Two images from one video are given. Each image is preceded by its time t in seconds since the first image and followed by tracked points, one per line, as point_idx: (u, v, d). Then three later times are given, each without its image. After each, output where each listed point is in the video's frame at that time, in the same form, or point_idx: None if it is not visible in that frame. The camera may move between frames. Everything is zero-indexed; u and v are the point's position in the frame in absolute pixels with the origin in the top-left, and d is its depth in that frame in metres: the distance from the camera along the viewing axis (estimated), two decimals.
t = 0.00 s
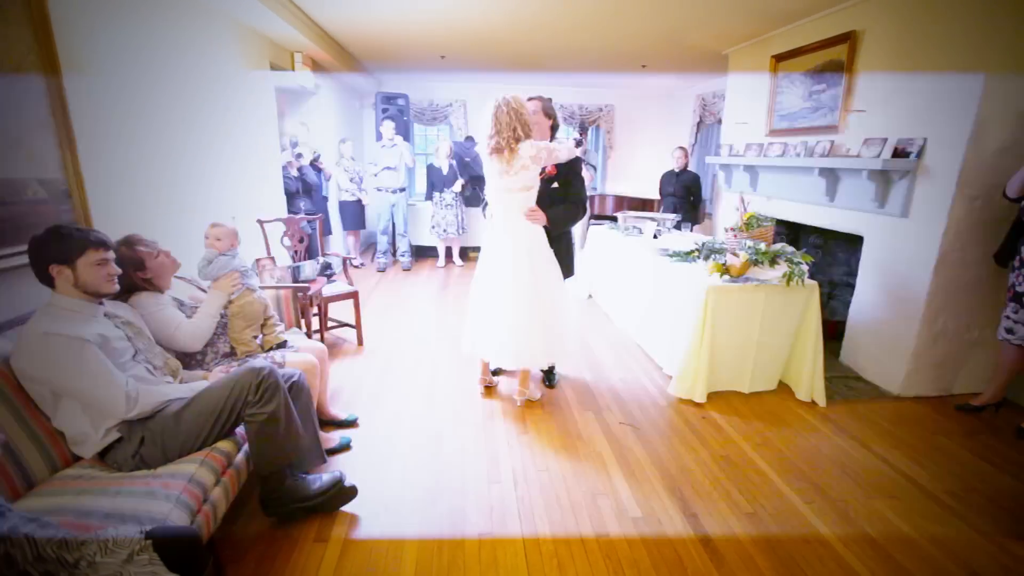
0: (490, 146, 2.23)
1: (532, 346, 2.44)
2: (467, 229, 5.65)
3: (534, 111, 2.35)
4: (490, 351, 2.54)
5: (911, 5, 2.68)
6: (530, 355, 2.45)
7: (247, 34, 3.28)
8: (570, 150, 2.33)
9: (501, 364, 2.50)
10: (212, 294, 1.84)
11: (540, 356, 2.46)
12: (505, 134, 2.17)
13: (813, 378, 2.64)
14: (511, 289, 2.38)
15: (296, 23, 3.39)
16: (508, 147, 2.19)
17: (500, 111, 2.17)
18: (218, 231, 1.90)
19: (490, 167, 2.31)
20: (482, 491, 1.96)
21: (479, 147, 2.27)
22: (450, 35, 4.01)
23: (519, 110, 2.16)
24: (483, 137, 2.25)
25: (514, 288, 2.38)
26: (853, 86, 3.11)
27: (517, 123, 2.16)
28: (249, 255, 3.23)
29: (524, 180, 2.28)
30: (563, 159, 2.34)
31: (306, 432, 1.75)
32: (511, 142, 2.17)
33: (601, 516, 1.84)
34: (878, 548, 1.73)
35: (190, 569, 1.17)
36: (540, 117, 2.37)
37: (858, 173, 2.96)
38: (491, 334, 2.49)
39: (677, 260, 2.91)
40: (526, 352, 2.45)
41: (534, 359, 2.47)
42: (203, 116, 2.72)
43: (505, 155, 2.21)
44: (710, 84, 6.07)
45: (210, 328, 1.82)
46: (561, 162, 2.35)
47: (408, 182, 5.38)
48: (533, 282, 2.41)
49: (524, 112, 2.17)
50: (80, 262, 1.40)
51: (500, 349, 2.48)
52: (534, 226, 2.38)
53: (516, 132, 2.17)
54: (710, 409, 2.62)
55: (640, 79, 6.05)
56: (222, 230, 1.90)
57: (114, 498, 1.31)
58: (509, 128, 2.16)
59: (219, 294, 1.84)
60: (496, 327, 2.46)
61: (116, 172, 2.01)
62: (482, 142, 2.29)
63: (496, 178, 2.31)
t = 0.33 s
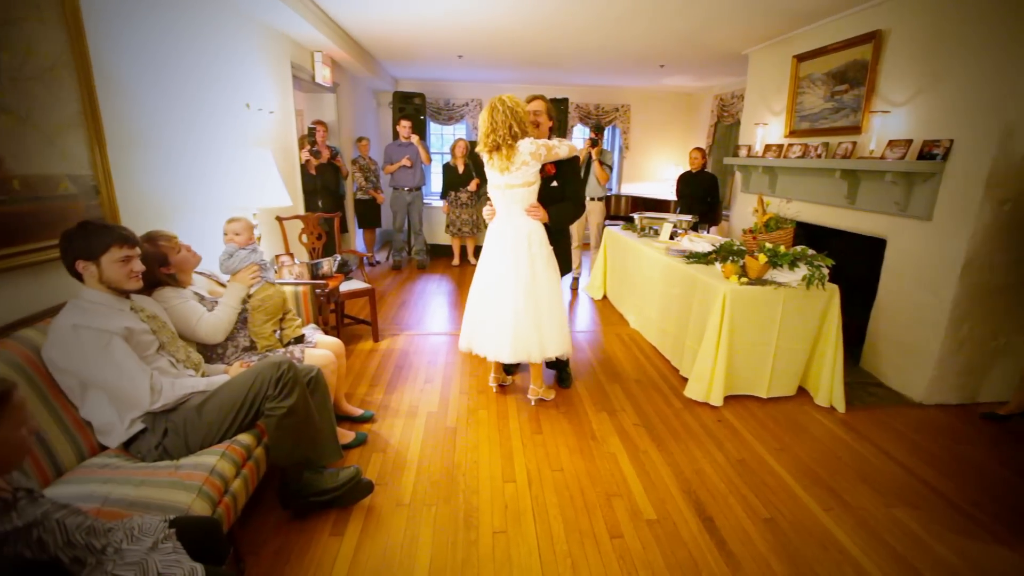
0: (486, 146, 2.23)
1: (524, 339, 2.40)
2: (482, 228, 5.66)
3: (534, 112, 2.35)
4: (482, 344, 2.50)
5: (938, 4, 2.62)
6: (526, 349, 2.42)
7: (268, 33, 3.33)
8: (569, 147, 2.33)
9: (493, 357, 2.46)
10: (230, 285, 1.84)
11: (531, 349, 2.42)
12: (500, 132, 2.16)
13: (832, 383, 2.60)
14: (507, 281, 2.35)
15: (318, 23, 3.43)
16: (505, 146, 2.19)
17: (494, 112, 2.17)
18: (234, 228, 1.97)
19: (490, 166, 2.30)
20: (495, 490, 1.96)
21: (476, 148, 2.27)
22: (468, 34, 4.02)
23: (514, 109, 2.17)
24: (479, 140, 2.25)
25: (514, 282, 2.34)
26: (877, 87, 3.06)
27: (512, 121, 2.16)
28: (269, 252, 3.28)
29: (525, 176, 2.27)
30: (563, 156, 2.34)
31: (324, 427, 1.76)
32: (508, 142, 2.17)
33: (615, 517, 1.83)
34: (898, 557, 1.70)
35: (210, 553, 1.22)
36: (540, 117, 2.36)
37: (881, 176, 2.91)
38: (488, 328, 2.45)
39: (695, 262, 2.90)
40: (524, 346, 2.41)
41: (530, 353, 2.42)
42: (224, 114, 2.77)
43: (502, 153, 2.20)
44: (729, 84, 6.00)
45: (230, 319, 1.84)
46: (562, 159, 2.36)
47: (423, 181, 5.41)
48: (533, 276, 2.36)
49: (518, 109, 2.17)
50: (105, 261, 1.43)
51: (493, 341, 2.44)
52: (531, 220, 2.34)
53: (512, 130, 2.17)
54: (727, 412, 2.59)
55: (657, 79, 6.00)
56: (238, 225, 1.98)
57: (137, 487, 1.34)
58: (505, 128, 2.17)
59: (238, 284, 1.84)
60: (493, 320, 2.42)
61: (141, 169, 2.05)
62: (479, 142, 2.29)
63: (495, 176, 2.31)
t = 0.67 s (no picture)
0: (495, 145, 2.24)
1: (532, 332, 2.40)
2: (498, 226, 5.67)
3: (548, 118, 2.28)
4: (486, 336, 2.49)
5: None
6: (535, 340, 2.41)
7: (291, 32, 3.37)
8: (582, 143, 2.33)
9: (498, 349, 2.46)
10: (255, 276, 1.89)
11: (537, 343, 2.41)
12: (507, 131, 2.17)
13: (854, 388, 2.55)
14: (518, 275, 2.36)
15: (339, 21, 3.46)
16: (514, 144, 2.19)
17: (503, 112, 2.17)
18: (262, 219, 1.98)
19: (501, 163, 2.30)
20: (511, 488, 1.96)
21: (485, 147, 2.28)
22: (487, 33, 4.03)
23: (523, 109, 2.16)
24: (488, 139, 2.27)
25: (526, 275, 2.34)
26: (904, 85, 2.99)
27: (520, 120, 2.15)
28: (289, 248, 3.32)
29: (538, 172, 2.26)
30: (575, 152, 2.34)
31: (343, 421, 1.78)
32: (515, 140, 2.17)
33: (631, 518, 1.82)
34: (923, 566, 1.66)
35: (233, 542, 1.24)
36: (556, 123, 2.30)
37: (908, 176, 2.85)
38: (497, 321, 2.44)
39: (713, 262, 2.88)
40: (532, 339, 2.41)
41: (538, 344, 2.42)
42: (248, 112, 2.81)
43: (511, 150, 2.20)
44: (750, 82, 5.92)
45: (254, 310, 1.87)
46: (575, 155, 2.37)
47: (440, 179, 5.43)
48: (544, 270, 2.36)
49: (526, 109, 2.17)
50: (133, 254, 1.46)
51: (502, 334, 2.43)
52: (542, 214, 2.34)
53: (520, 129, 2.16)
54: (745, 414, 2.56)
55: (676, 78, 5.95)
56: (266, 218, 1.99)
57: (164, 476, 1.37)
58: (513, 127, 2.16)
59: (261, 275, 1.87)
60: (502, 313, 2.42)
61: (167, 165, 2.09)
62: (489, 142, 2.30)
63: (507, 174, 2.31)
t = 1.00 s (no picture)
0: (513, 138, 2.24)
1: (554, 331, 2.40)
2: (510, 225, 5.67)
3: (564, 118, 2.25)
4: (506, 336, 2.49)
5: None
6: (558, 339, 2.41)
7: (307, 32, 3.40)
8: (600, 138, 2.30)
9: (519, 348, 2.46)
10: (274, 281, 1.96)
11: (559, 342, 2.41)
12: (529, 124, 2.16)
13: (873, 390, 2.51)
14: (538, 274, 2.35)
15: (355, 21, 3.48)
16: (535, 138, 2.18)
17: (526, 105, 2.18)
18: (279, 224, 2.04)
19: (522, 160, 2.29)
20: (525, 487, 1.97)
21: (505, 141, 2.28)
22: (501, 32, 4.02)
23: (545, 104, 2.17)
24: (507, 129, 2.26)
25: (547, 274, 2.34)
26: (927, 83, 2.93)
27: (542, 115, 2.15)
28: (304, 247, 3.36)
29: (560, 171, 2.26)
30: (592, 148, 2.30)
31: (359, 419, 1.79)
32: (537, 134, 2.17)
33: (646, 519, 1.81)
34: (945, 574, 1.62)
35: (251, 537, 1.26)
36: (569, 125, 2.27)
37: (931, 175, 2.79)
38: (518, 321, 2.43)
39: (729, 262, 2.85)
40: (555, 337, 2.40)
41: (561, 343, 2.42)
42: (265, 111, 2.83)
43: (533, 146, 2.20)
44: (766, 80, 5.85)
45: (269, 315, 1.89)
46: (589, 151, 2.32)
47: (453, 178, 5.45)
48: (564, 270, 2.36)
49: (548, 104, 2.18)
50: (156, 253, 1.48)
51: (524, 333, 2.42)
52: (560, 215, 2.34)
53: (542, 122, 2.17)
54: (760, 416, 2.53)
55: (691, 76, 5.90)
56: (283, 222, 2.04)
57: (184, 471, 1.39)
58: (535, 120, 2.16)
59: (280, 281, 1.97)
60: (524, 313, 2.41)
61: (187, 164, 2.12)
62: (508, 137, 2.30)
63: (528, 171, 2.30)
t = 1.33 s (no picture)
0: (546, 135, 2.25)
1: (577, 334, 2.42)
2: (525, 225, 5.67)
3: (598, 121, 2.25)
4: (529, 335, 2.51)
5: None
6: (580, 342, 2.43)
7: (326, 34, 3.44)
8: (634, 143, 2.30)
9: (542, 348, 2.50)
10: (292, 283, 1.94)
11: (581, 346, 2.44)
12: (562, 123, 2.18)
13: (896, 396, 2.45)
14: (564, 278, 2.35)
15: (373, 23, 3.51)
16: (566, 138, 2.20)
17: (561, 104, 2.19)
18: (300, 224, 2.05)
19: (552, 161, 2.31)
20: (540, 488, 1.96)
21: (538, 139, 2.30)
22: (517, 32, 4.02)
23: (581, 105, 2.17)
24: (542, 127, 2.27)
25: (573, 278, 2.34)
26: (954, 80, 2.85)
27: (577, 115, 2.17)
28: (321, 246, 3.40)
29: (590, 173, 2.26)
30: (625, 151, 2.30)
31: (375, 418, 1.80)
32: (570, 134, 2.18)
33: (662, 522, 1.79)
34: None
35: (270, 533, 1.27)
36: (603, 128, 2.26)
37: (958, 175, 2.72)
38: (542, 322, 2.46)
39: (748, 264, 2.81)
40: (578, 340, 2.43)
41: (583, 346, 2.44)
42: (285, 113, 2.87)
43: (563, 146, 2.21)
44: (785, 79, 5.76)
45: (287, 315, 1.92)
46: (621, 155, 2.31)
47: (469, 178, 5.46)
48: (590, 275, 2.35)
49: (584, 105, 2.19)
50: (195, 245, 1.55)
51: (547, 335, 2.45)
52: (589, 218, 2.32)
53: (575, 123, 2.18)
54: (779, 420, 2.49)
55: (708, 75, 5.84)
56: (304, 223, 2.05)
57: (206, 467, 1.41)
58: (568, 119, 2.18)
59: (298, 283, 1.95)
60: (548, 315, 2.42)
61: (209, 165, 2.16)
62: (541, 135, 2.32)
63: (558, 172, 2.31)
